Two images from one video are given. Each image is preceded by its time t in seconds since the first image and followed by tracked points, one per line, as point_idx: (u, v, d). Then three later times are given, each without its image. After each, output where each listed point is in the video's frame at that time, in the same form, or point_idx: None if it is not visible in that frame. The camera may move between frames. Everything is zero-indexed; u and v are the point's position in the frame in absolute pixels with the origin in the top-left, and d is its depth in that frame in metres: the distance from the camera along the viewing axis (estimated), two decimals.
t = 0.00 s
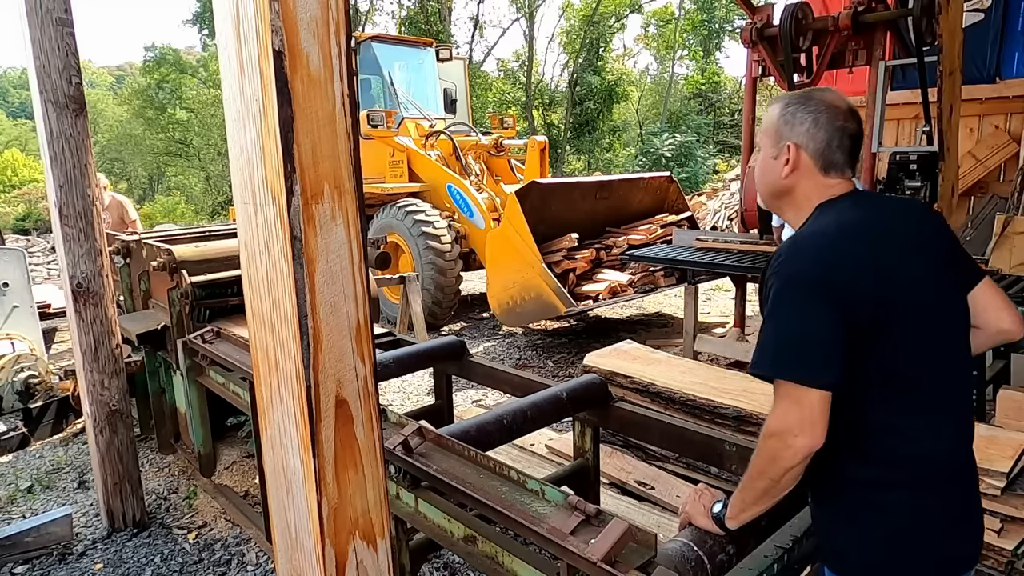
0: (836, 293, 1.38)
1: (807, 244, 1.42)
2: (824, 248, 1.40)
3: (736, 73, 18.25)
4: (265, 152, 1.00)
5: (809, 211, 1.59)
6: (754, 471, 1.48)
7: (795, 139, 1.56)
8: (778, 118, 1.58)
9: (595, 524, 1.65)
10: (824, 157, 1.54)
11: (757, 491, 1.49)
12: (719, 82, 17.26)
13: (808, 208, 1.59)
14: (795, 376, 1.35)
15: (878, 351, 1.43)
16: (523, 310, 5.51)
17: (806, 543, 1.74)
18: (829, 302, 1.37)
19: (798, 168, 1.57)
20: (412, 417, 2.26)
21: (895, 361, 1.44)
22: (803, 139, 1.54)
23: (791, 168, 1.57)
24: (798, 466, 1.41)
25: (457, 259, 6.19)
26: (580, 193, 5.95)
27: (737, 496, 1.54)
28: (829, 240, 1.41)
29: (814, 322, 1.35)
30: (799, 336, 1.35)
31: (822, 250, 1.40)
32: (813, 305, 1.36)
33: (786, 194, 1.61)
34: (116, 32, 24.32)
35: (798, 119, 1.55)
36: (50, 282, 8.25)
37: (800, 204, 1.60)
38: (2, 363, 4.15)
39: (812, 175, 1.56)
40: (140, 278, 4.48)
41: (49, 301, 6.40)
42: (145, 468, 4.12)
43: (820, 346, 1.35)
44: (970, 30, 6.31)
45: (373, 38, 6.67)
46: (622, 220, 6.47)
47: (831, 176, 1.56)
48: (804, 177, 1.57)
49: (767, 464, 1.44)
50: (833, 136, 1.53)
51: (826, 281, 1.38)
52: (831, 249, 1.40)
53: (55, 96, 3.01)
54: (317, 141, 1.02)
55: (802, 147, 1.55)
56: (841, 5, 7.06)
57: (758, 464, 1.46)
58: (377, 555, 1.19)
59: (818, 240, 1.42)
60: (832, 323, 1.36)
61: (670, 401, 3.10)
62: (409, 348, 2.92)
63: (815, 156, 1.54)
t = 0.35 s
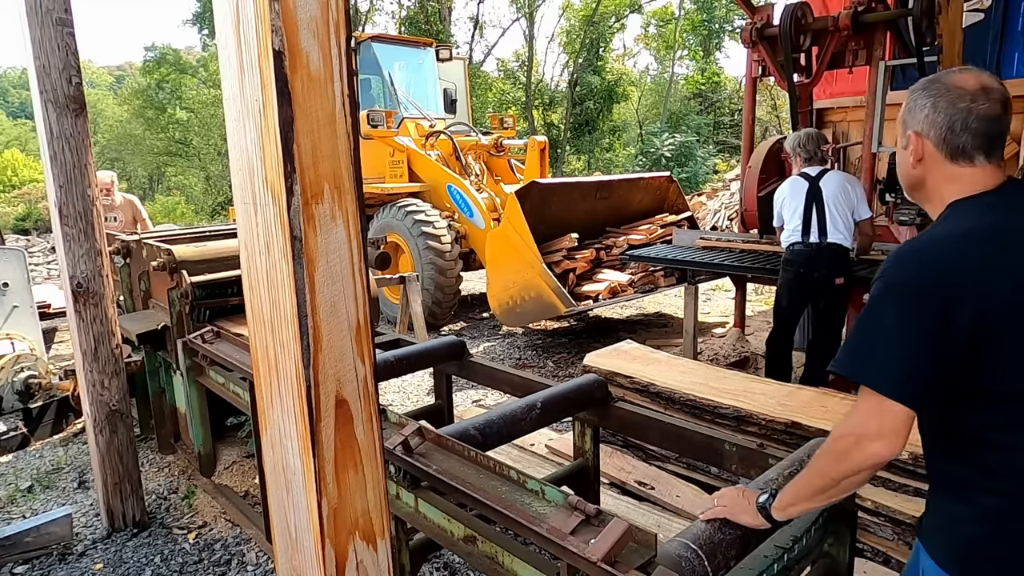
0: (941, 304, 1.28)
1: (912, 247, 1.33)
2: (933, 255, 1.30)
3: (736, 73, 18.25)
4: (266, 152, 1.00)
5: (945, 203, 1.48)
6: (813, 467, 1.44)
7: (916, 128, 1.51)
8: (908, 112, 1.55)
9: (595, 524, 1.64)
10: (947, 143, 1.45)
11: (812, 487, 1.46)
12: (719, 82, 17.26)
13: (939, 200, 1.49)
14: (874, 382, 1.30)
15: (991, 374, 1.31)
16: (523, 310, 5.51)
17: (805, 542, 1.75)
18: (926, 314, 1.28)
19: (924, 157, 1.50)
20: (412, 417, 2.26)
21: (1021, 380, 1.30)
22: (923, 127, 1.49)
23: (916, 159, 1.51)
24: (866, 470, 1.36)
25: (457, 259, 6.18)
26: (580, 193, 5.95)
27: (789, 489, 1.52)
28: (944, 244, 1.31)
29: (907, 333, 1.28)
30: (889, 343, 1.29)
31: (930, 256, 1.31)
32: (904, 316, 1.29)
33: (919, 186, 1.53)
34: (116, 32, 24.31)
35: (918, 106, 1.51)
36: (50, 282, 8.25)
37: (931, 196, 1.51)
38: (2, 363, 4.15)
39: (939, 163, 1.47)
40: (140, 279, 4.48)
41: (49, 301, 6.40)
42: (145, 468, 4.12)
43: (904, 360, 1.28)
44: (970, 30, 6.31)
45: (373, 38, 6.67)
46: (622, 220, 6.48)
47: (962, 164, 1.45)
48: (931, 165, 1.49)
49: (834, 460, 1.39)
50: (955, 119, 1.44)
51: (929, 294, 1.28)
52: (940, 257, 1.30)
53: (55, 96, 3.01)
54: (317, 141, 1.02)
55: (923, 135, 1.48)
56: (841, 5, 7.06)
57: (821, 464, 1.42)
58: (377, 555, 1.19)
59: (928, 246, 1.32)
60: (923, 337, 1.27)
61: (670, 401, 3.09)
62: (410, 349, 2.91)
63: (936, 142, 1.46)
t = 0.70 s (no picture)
0: (1018, 278, 1.39)
1: (978, 227, 1.46)
2: (998, 230, 1.43)
3: (736, 73, 18.24)
4: (266, 152, 1.00)
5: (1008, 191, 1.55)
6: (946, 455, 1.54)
7: (976, 123, 1.60)
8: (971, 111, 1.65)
9: (595, 524, 1.64)
10: (1004, 134, 1.53)
11: (950, 473, 1.56)
12: (719, 82, 17.25)
13: (1000, 189, 1.57)
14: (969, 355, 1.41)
15: None
16: (523, 310, 5.51)
17: (805, 542, 1.79)
18: (1001, 282, 1.39)
19: (985, 152, 1.58)
20: (413, 417, 2.26)
21: None
22: (981, 122, 1.58)
23: (979, 153, 1.59)
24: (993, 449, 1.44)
25: (457, 259, 6.18)
26: (580, 193, 5.94)
27: (936, 478, 1.62)
28: (1010, 222, 1.43)
29: (986, 302, 1.39)
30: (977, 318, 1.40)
31: (998, 233, 1.43)
32: (979, 287, 1.41)
33: (983, 178, 1.61)
34: (116, 32, 24.29)
35: (978, 104, 1.61)
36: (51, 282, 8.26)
37: (992, 186, 1.58)
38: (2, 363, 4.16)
39: (998, 154, 1.55)
40: (140, 279, 4.48)
41: (48, 300, 6.41)
42: (145, 468, 4.12)
43: (989, 326, 1.38)
44: (970, 30, 6.31)
45: (373, 38, 6.67)
46: (622, 220, 6.48)
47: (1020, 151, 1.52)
48: (992, 158, 1.56)
49: (962, 443, 1.48)
50: (1008, 110, 1.53)
51: (999, 264, 1.40)
52: (1005, 231, 1.42)
53: (55, 96, 3.01)
54: (317, 141, 1.02)
55: (982, 130, 1.58)
56: (841, 5, 7.06)
57: (952, 446, 1.51)
58: (377, 556, 1.19)
59: (993, 223, 1.45)
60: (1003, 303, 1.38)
61: (670, 401, 3.09)
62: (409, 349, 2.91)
63: (995, 135, 1.54)
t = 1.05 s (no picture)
0: (1008, 294, 1.74)
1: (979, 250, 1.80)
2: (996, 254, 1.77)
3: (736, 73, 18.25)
4: (266, 152, 1.00)
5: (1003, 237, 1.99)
6: (954, 430, 1.90)
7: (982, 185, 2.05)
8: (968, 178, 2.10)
9: (596, 524, 1.64)
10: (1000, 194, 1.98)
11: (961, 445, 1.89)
12: (719, 82, 17.26)
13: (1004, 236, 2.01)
14: (972, 356, 1.78)
15: None
16: (523, 310, 5.51)
17: (804, 542, 1.79)
18: (995, 298, 1.75)
19: (987, 207, 2.03)
20: (413, 417, 2.26)
21: None
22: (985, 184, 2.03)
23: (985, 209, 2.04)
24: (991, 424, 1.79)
25: (457, 259, 6.18)
26: (580, 193, 5.94)
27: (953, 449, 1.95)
28: (1007, 247, 1.77)
29: (982, 315, 1.76)
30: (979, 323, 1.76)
31: (996, 257, 1.77)
32: (978, 301, 1.77)
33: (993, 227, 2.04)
34: (116, 32, 24.28)
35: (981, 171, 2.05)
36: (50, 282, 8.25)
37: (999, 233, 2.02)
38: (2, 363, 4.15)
39: (1002, 209, 1.99)
40: (140, 279, 4.47)
41: (48, 301, 6.41)
42: (145, 468, 4.12)
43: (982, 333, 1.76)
44: (970, 30, 6.31)
45: (372, 38, 6.67)
46: (622, 220, 6.48)
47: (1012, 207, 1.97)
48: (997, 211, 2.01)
49: (963, 423, 1.84)
50: (1002, 174, 1.98)
51: (994, 283, 1.75)
52: (1003, 254, 1.76)
53: (55, 96, 3.01)
54: (317, 140, 1.02)
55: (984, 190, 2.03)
56: (841, 5, 7.06)
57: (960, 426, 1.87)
58: (377, 556, 1.19)
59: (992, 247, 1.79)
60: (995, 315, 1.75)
61: (670, 401, 3.10)
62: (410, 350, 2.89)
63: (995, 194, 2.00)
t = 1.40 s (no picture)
0: None
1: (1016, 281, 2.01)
2: None
3: (736, 73, 18.24)
4: (266, 152, 1.00)
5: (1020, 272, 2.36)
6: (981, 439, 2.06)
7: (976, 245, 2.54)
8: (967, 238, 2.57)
9: (596, 524, 1.64)
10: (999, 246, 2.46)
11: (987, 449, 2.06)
12: (719, 82, 17.26)
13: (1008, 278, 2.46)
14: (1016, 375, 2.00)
15: None
16: (523, 310, 5.52)
17: (804, 542, 1.79)
18: None
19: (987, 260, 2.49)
20: (413, 417, 2.26)
21: None
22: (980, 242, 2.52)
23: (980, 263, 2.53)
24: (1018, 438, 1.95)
25: (457, 259, 6.18)
26: (580, 193, 5.94)
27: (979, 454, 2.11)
28: None
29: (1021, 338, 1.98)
30: (1004, 331, 2.29)
31: None
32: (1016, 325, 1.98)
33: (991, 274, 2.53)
34: (115, 32, 24.26)
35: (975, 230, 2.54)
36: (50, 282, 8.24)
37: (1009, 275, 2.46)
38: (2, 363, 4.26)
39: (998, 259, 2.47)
40: (140, 279, 4.47)
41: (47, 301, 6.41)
42: (145, 468, 4.12)
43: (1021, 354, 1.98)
44: (970, 30, 6.32)
45: (372, 38, 6.67)
46: (622, 219, 6.48)
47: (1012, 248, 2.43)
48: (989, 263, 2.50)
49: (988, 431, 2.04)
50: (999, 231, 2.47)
51: None
52: None
53: (55, 96, 3.01)
54: (317, 140, 1.02)
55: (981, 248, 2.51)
56: (841, 5, 7.06)
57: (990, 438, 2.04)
58: (377, 556, 1.19)
59: None
60: None
61: (670, 401, 3.10)
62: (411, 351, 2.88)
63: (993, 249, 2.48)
